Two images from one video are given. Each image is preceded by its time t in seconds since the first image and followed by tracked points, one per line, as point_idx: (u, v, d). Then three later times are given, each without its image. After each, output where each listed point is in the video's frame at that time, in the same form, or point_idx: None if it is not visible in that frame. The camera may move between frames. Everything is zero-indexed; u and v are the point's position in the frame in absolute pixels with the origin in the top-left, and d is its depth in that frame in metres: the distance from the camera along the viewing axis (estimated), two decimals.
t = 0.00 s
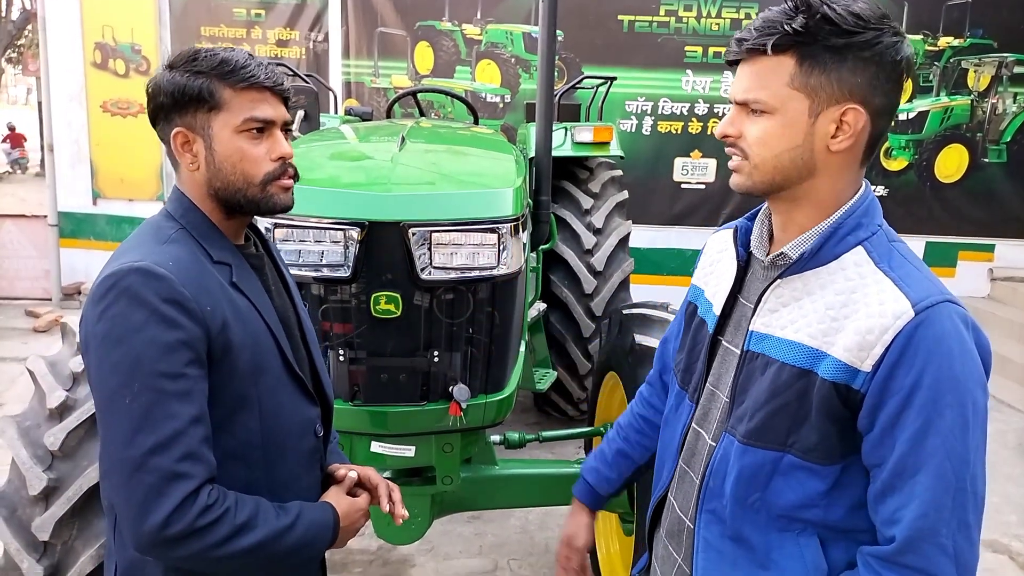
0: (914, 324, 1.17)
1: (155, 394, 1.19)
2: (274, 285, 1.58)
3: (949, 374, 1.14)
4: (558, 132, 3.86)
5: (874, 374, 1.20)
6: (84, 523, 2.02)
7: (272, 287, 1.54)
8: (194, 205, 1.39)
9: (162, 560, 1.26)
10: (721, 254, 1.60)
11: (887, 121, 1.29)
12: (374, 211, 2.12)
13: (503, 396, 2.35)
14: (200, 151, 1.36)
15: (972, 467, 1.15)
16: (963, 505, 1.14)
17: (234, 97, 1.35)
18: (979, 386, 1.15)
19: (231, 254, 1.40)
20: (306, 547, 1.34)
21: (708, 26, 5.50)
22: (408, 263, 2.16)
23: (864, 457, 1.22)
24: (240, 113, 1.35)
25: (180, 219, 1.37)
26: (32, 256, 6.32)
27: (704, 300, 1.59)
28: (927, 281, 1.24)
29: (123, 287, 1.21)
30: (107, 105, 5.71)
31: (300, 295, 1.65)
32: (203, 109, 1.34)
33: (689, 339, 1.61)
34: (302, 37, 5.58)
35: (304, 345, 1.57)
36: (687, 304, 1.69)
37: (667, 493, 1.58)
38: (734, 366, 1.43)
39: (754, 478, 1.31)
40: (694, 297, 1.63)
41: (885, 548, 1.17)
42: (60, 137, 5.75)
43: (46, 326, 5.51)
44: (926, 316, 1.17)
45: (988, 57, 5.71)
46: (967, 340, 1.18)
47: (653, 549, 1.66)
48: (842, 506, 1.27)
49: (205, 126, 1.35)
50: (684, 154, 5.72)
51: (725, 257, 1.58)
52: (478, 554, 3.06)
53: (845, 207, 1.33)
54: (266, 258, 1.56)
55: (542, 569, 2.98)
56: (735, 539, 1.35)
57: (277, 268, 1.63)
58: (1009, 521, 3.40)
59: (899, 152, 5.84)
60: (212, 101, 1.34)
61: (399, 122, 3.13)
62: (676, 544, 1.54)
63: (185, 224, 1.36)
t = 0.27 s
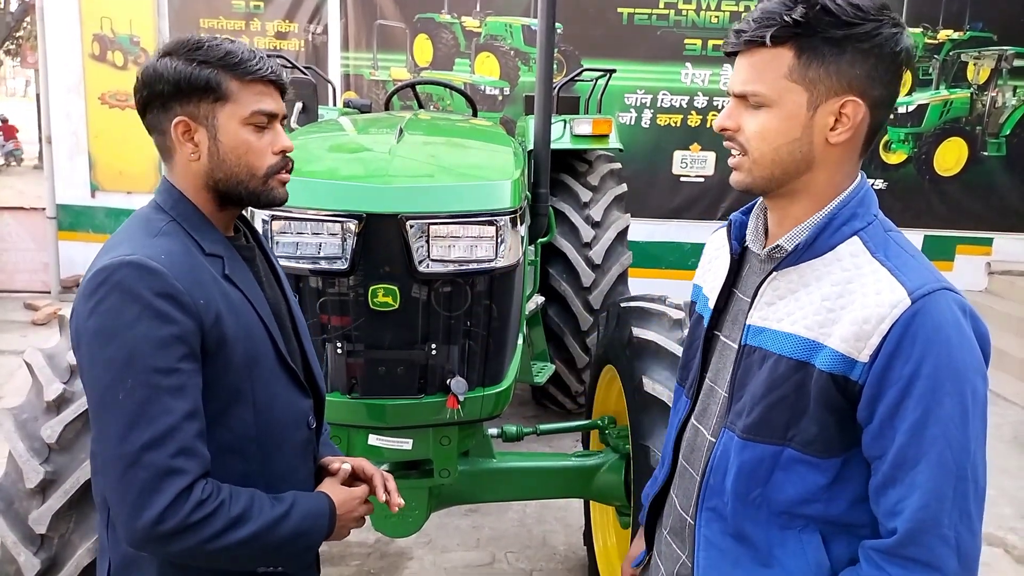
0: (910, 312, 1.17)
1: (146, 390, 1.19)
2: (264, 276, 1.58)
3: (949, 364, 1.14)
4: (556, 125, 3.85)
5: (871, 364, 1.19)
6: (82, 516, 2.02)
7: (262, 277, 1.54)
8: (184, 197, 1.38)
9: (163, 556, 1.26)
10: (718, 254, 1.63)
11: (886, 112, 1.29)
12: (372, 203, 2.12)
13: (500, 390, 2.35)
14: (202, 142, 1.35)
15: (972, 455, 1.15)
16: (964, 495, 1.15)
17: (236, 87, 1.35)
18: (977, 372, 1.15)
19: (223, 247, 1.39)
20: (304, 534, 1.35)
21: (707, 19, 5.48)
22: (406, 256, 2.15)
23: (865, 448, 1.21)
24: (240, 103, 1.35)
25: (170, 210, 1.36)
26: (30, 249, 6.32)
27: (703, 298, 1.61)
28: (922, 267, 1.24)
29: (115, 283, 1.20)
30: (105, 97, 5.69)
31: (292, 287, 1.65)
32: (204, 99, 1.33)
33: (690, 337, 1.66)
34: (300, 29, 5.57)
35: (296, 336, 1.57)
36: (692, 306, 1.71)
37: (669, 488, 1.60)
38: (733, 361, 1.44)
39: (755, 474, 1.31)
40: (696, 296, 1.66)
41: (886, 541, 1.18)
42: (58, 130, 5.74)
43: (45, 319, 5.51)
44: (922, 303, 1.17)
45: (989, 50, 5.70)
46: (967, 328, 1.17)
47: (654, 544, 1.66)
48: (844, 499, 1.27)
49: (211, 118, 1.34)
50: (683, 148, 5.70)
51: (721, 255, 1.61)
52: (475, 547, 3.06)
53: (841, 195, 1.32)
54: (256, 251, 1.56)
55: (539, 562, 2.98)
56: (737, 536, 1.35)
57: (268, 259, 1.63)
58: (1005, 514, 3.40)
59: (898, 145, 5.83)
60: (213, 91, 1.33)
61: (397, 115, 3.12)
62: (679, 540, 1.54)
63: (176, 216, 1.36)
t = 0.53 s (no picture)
0: (899, 310, 1.16)
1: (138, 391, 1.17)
2: (248, 274, 1.57)
3: (933, 362, 1.13)
4: (551, 124, 3.85)
5: (859, 360, 1.19)
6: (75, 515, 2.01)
7: (246, 272, 1.53)
8: (171, 195, 1.37)
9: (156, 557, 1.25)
10: (725, 256, 1.61)
11: (872, 102, 1.29)
12: (365, 201, 2.11)
13: (494, 389, 2.35)
14: (218, 141, 1.35)
15: (956, 457, 1.14)
16: (946, 496, 1.13)
17: (252, 90, 1.37)
18: (966, 372, 1.14)
19: (210, 246, 1.38)
20: (294, 537, 1.35)
21: (702, 18, 5.48)
22: (400, 255, 2.15)
23: (851, 446, 1.21)
24: (251, 106, 1.37)
25: (156, 208, 1.35)
26: (23, 247, 6.29)
27: (707, 297, 1.61)
28: (917, 265, 1.24)
29: (106, 284, 1.19)
30: (97, 95, 5.67)
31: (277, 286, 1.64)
32: (222, 97, 1.34)
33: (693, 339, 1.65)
34: (294, 27, 5.55)
35: (280, 332, 1.56)
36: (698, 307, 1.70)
37: (667, 486, 1.59)
38: (730, 357, 1.44)
39: (743, 469, 1.30)
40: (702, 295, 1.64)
41: (863, 538, 1.17)
42: (50, 128, 5.71)
43: (37, 318, 5.47)
44: (910, 302, 1.16)
45: (982, 51, 5.71)
46: (957, 328, 1.16)
47: (650, 542, 1.65)
48: (832, 499, 1.26)
49: (230, 118, 1.35)
50: (678, 147, 5.71)
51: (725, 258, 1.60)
52: (470, 546, 3.05)
53: (840, 195, 1.32)
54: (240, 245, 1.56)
55: (534, 561, 2.98)
56: (724, 532, 1.35)
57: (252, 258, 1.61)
58: (998, 514, 3.41)
59: (892, 146, 5.84)
60: (233, 90, 1.34)
61: (391, 114, 3.11)
62: (673, 538, 1.54)
63: (162, 214, 1.34)
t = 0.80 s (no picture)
0: (895, 307, 1.16)
1: (154, 395, 1.18)
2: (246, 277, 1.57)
3: (930, 359, 1.13)
4: (553, 125, 3.85)
5: (856, 356, 1.20)
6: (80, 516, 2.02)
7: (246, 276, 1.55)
8: (171, 198, 1.37)
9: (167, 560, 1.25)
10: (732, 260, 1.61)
11: (867, 103, 1.28)
12: (368, 202, 2.11)
13: (496, 390, 2.35)
14: (220, 144, 1.36)
15: (952, 454, 1.13)
16: (944, 493, 1.13)
17: (253, 92, 1.38)
18: (962, 369, 1.14)
19: (212, 248, 1.38)
20: (297, 538, 1.36)
21: (704, 18, 5.48)
22: (401, 256, 2.15)
23: (850, 442, 1.21)
24: (251, 109, 1.38)
25: (157, 211, 1.35)
26: (27, 249, 6.31)
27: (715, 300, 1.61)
28: (916, 262, 1.23)
29: (118, 289, 1.19)
30: (101, 97, 5.69)
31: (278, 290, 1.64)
32: (225, 100, 1.35)
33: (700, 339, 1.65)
34: (297, 29, 5.56)
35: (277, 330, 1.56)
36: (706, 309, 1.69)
37: (674, 486, 1.60)
38: (732, 357, 1.44)
39: (744, 467, 1.31)
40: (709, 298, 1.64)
41: (861, 534, 1.17)
42: (54, 130, 5.73)
43: (42, 320, 5.49)
44: (906, 299, 1.16)
45: (985, 49, 5.70)
46: (955, 325, 1.16)
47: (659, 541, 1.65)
48: (832, 496, 1.26)
49: (232, 121, 1.36)
50: (681, 147, 5.70)
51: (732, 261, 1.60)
52: (473, 547, 3.06)
53: (840, 195, 1.32)
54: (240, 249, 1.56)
55: (537, 562, 2.98)
56: (726, 529, 1.35)
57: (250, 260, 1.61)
58: (1002, 513, 3.40)
59: (895, 145, 5.83)
60: (235, 93, 1.35)
61: (394, 115, 3.11)
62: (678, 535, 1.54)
63: (165, 217, 1.34)
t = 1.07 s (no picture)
0: (898, 320, 1.17)
1: (173, 402, 1.19)
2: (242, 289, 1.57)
3: (934, 372, 1.14)
4: (556, 134, 3.87)
5: (861, 368, 1.20)
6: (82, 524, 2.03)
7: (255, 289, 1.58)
8: (173, 208, 1.38)
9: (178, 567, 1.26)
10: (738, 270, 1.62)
11: (864, 117, 1.29)
12: (371, 211, 2.13)
13: (498, 397, 2.35)
14: (221, 154, 1.37)
15: (957, 465, 1.14)
16: (948, 503, 1.14)
17: (254, 103, 1.40)
18: (966, 382, 1.15)
19: (216, 258, 1.39)
20: (302, 543, 1.37)
21: (706, 28, 5.51)
22: (405, 264, 2.16)
23: (856, 453, 1.21)
24: (251, 119, 1.40)
25: (162, 222, 1.36)
26: (31, 257, 6.33)
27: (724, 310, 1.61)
28: (919, 273, 1.24)
29: (135, 300, 1.20)
30: (107, 106, 5.72)
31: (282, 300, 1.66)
32: (226, 111, 1.36)
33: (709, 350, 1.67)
34: (301, 38, 5.60)
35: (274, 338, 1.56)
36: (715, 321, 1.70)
37: (683, 493, 1.61)
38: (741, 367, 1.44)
39: (752, 477, 1.31)
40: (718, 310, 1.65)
41: (867, 545, 1.17)
42: (60, 139, 5.77)
43: (45, 327, 5.51)
44: (910, 312, 1.17)
45: (987, 59, 5.72)
46: (959, 339, 1.16)
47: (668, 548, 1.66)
48: (839, 506, 1.26)
49: (234, 132, 1.38)
50: (683, 156, 5.72)
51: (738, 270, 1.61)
52: (474, 555, 3.06)
53: (842, 208, 1.33)
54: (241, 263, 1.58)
55: (538, 571, 2.98)
56: (734, 538, 1.35)
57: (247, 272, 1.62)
58: (1005, 523, 3.40)
59: (897, 154, 5.84)
60: (237, 104, 1.37)
61: (397, 124, 3.13)
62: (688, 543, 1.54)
63: (169, 227, 1.35)
